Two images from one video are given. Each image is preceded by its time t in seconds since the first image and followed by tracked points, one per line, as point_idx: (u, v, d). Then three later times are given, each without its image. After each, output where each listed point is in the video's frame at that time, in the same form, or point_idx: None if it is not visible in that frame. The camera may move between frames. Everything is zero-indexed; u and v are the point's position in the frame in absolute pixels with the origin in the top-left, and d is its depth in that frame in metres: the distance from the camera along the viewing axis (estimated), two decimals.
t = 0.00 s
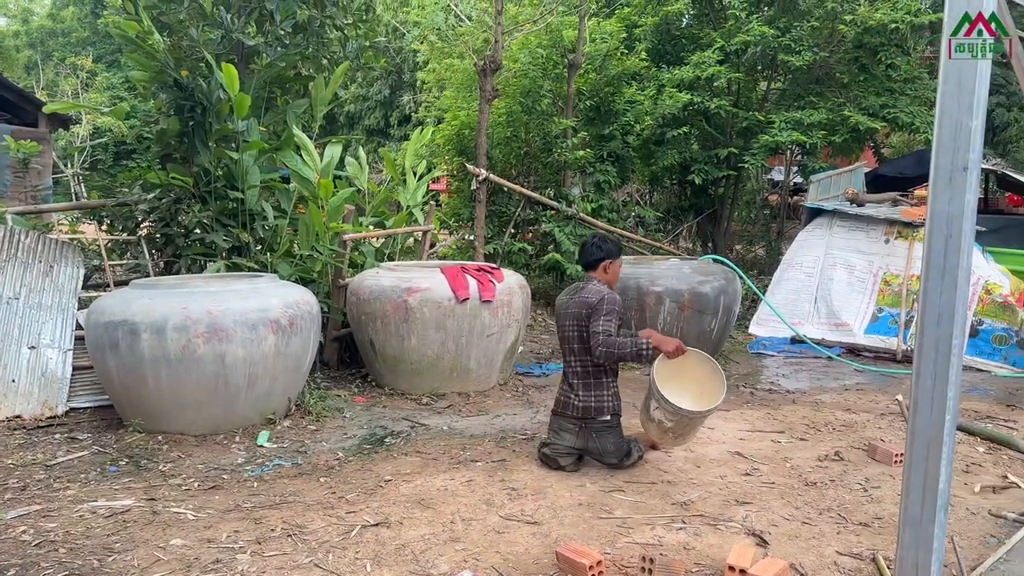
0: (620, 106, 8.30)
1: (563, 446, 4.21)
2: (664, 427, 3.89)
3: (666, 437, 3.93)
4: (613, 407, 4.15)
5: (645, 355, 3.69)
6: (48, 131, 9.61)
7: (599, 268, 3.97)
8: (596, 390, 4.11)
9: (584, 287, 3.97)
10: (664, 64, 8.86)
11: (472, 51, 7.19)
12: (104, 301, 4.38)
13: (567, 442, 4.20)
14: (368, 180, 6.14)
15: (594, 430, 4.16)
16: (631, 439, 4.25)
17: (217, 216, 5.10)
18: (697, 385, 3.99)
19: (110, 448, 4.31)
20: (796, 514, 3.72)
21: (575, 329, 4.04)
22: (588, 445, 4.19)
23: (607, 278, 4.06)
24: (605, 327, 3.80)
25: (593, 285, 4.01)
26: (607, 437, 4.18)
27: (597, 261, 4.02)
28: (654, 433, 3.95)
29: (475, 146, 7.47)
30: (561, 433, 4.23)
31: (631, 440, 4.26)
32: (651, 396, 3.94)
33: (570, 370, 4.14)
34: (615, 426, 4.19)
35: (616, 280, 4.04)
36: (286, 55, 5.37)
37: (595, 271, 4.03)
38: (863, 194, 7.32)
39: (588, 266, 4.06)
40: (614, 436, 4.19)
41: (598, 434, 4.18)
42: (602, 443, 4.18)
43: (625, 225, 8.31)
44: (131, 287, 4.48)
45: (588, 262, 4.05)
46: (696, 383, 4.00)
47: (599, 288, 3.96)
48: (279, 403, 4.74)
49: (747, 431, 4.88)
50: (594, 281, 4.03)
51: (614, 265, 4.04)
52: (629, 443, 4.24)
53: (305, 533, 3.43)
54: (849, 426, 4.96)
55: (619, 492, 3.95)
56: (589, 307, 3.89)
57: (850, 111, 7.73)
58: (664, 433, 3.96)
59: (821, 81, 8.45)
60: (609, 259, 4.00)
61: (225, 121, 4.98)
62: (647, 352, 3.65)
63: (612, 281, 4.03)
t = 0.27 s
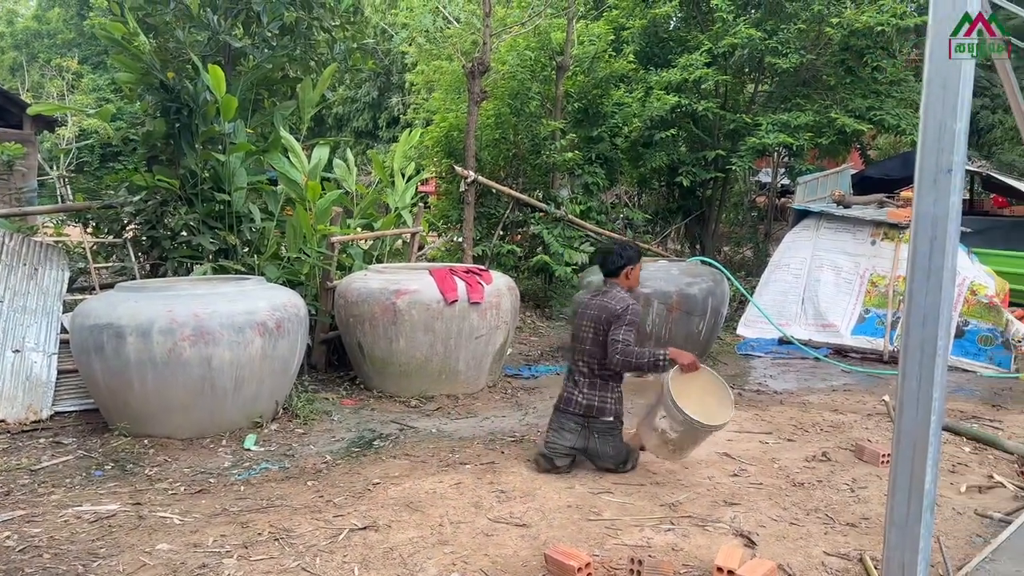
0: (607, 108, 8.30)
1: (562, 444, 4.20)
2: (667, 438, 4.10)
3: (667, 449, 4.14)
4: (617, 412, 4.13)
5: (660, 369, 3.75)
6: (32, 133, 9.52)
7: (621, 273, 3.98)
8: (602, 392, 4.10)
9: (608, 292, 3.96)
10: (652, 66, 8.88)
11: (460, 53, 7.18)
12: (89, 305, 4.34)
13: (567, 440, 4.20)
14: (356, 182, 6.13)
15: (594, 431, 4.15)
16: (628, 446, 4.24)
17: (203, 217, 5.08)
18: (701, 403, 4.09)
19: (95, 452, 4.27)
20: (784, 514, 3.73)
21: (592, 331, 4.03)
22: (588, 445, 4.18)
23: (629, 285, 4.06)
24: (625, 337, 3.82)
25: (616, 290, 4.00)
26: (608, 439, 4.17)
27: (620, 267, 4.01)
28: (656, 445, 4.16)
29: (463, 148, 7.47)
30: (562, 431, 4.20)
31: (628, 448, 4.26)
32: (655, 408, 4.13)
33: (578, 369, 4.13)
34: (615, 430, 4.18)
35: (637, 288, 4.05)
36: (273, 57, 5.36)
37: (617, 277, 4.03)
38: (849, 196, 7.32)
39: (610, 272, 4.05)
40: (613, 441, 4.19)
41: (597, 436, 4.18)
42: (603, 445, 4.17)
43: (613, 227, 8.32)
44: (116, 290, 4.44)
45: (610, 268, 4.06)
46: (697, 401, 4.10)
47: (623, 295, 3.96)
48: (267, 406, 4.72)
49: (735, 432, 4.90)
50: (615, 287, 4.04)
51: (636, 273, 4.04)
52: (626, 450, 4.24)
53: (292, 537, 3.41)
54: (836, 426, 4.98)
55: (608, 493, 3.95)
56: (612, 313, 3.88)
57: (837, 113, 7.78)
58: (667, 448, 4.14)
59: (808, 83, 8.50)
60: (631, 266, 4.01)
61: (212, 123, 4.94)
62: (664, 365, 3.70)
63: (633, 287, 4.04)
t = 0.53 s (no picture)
0: (593, 110, 8.21)
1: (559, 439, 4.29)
2: (680, 438, 4.06)
3: (677, 449, 4.12)
4: (610, 409, 4.14)
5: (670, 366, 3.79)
6: (16, 134, 9.44)
7: (629, 269, 4.03)
8: (598, 388, 4.15)
9: (617, 288, 4.01)
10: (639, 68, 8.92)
11: (447, 54, 7.18)
12: (72, 307, 4.31)
13: (562, 434, 4.28)
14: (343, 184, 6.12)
15: (586, 428, 4.18)
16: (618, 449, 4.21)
17: (188, 219, 5.08)
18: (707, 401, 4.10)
19: (79, 455, 4.24)
20: (770, 514, 3.75)
21: (599, 328, 4.07)
22: (580, 441, 4.23)
23: (636, 281, 4.13)
24: (636, 334, 3.87)
25: (624, 286, 4.05)
26: (598, 437, 4.18)
27: (627, 263, 4.07)
28: (665, 445, 4.14)
29: (450, 149, 7.47)
30: (560, 425, 4.29)
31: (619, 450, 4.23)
32: (669, 409, 4.10)
33: (581, 365, 4.18)
34: (607, 429, 4.18)
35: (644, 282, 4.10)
36: (259, 57, 5.33)
37: (624, 273, 4.08)
38: (834, 196, 7.29)
39: (618, 268, 4.11)
40: (603, 439, 4.19)
41: (588, 432, 4.21)
42: (592, 442, 4.18)
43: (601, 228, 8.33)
44: (100, 292, 4.41)
45: (617, 264, 4.09)
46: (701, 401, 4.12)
47: (631, 292, 4.01)
48: (252, 409, 4.69)
49: (722, 433, 4.92)
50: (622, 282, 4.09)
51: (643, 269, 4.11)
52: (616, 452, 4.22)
53: (278, 540, 3.40)
54: (822, 426, 5.01)
55: (595, 494, 3.95)
56: (621, 309, 3.93)
57: (822, 115, 7.84)
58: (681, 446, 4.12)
59: (793, 85, 8.56)
60: (638, 262, 4.06)
61: (197, 123, 4.93)
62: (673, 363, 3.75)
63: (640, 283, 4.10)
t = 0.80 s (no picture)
0: (581, 110, 8.24)
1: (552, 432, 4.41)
2: (685, 423, 4.03)
3: (680, 431, 4.10)
4: (593, 403, 4.16)
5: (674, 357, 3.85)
6: None
7: (618, 269, 4.12)
8: (584, 382, 4.21)
9: (608, 288, 4.09)
10: (626, 70, 8.97)
11: (434, 54, 7.17)
12: (55, 309, 4.28)
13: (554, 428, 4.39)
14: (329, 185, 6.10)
15: (571, 422, 4.23)
16: (601, 447, 4.18)
17: (173, 220, 5.05)
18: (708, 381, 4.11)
19: (62, 459, 4.21)
20: (755, 514, 3.76)
21: (593, 329, 4.14)
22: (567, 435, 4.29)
23: (626, 280, 4.21)
24: (634, 331, 3.94)
25: (615, 286, 4.13)
26: (580, 431, 4.19)
27: (616, 263, 4.15)
28: (669, 429, 4.11)
29: (438, 150, 7.46)
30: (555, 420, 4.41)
31: (602, 449, 4.20)
32: (673, 393, 4.06)
33: (575, 364, 4.25)
34: (590, 424, 4.18)
35: (633, 282, 4.21)
36: (244, 58, 5.31)
37: (614, 274, 4.16)
38: (821, 197, 7.28)
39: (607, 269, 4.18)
40: (585, 434, 4.19)
41: (573, 427, 4.25)
42: (575, 436, 4.20)
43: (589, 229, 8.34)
44: (83, 294, 4.38)
45: (607, 265, 4.19)
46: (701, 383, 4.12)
47: (622, 290, 4.09)
48: (237, 411, 4.67)
49: (708, 433, 4.93)
50: (613, 282, 4.18)
51: (632, 267, 4.19)
52: (599, 450, 4.19)
53: (263, 543, 3.38)
54: (807, 426, 5.03)
55: (581, 495, 3.95)
56: (616, 309, 4.00)
57: (808, 116, 7.88)
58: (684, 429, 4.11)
59: (780, 86, 8.60)
60: (628, 261, 4.16)
61: (182, 124, 4.93)
62: (676, 353, 3.80)
63: (630, 282, 4.18)
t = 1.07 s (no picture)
0: (569, 111, 8.26)
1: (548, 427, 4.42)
2: (690, 413, 4.07)
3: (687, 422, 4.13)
4: (591, 396, 4.20)
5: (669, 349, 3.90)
6: None
7: (604, 269, 4.18)
8: (583, 377, 4.26)
9: (595, 287, 4.14)
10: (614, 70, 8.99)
11: (421, 54, 7.16)
12: (39, 310, 4.25)
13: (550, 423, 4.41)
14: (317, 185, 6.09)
15: (567, 415, 4.24)
16: (597, 441, 4.20)
17: (158, 221, 5.02)
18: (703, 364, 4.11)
19: (46, 461, 4.18)
20: (742, 514, 3.77)
21: (585, 327, 4.19)
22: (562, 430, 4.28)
23: (612, 278, 4.27)
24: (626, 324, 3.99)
25: (603, 285, 4.18)
26: (574, 422, 4.21)
27: (601, 263, 4.21)
28: (675, 421, 4.15)
29: (426, 151, 7.46)
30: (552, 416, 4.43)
31: (597, 444, 4.21)
32: (674, 386, 4.10)
33: (573, 362, 4.30)
34: (587, 417, 4.20)
35: (619, 280, 4.27)
36: (230, 58, 5.31)
37: (599, 273, 4.22)
38: (806, 198, 7.31)
39: (593, 268, 4.24)
40: (581, 428, 4.19)
41: (568, 421, 4.25)
42: (570, 428, 4.21)
43: (578, 229, 8.34)
44: (67, 295, 4.35)
45: (592, 266, 4.25)
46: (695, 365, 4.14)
47: (610, 288, 4.14)
48: (223, 413, 4.65)
49: (696, 433, 4.95)
50: (599, 282, 4.24)
51: (617, 266, 4.25)
52: (594, 444, 4.20)
53: (249, 545, 3.37)
54: (794, 426, 5.05)
55: (568, 495, 3.95)
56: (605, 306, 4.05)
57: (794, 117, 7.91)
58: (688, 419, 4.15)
59: (767, 88, 8.65)
60: (612, 261, 4.23)
61: (167, 124, 4.90)
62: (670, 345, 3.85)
63: (616, 281, 4.24)
